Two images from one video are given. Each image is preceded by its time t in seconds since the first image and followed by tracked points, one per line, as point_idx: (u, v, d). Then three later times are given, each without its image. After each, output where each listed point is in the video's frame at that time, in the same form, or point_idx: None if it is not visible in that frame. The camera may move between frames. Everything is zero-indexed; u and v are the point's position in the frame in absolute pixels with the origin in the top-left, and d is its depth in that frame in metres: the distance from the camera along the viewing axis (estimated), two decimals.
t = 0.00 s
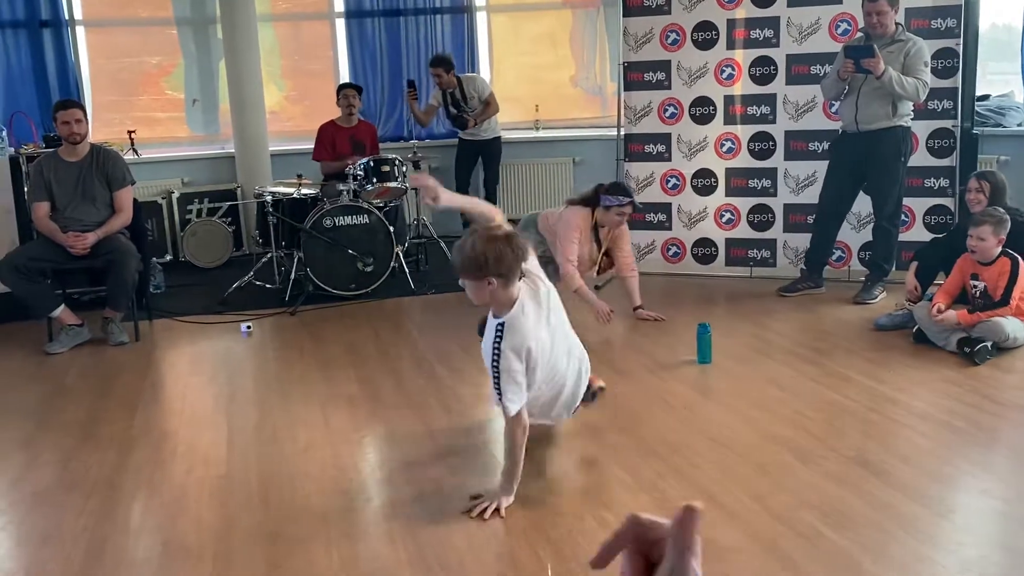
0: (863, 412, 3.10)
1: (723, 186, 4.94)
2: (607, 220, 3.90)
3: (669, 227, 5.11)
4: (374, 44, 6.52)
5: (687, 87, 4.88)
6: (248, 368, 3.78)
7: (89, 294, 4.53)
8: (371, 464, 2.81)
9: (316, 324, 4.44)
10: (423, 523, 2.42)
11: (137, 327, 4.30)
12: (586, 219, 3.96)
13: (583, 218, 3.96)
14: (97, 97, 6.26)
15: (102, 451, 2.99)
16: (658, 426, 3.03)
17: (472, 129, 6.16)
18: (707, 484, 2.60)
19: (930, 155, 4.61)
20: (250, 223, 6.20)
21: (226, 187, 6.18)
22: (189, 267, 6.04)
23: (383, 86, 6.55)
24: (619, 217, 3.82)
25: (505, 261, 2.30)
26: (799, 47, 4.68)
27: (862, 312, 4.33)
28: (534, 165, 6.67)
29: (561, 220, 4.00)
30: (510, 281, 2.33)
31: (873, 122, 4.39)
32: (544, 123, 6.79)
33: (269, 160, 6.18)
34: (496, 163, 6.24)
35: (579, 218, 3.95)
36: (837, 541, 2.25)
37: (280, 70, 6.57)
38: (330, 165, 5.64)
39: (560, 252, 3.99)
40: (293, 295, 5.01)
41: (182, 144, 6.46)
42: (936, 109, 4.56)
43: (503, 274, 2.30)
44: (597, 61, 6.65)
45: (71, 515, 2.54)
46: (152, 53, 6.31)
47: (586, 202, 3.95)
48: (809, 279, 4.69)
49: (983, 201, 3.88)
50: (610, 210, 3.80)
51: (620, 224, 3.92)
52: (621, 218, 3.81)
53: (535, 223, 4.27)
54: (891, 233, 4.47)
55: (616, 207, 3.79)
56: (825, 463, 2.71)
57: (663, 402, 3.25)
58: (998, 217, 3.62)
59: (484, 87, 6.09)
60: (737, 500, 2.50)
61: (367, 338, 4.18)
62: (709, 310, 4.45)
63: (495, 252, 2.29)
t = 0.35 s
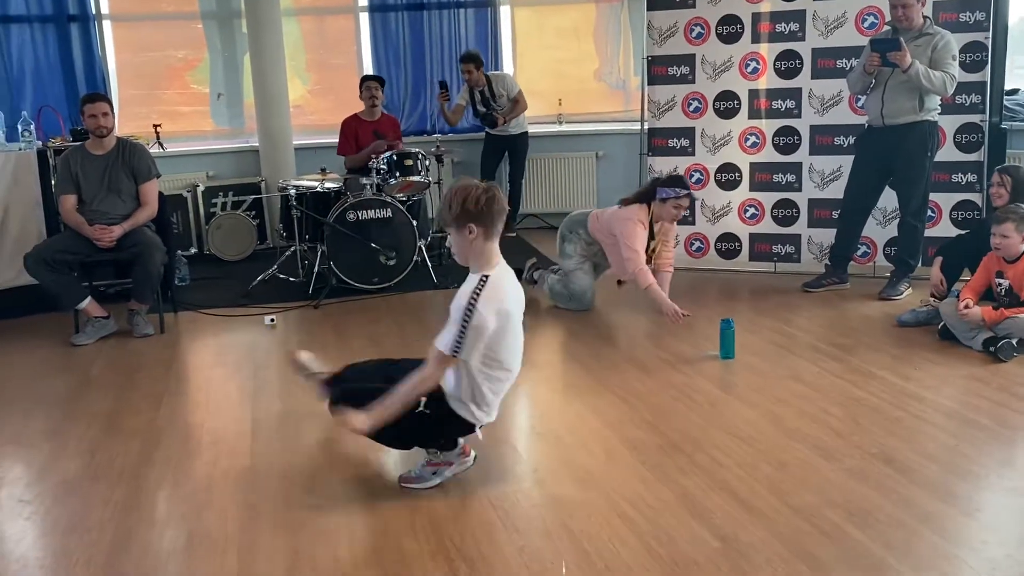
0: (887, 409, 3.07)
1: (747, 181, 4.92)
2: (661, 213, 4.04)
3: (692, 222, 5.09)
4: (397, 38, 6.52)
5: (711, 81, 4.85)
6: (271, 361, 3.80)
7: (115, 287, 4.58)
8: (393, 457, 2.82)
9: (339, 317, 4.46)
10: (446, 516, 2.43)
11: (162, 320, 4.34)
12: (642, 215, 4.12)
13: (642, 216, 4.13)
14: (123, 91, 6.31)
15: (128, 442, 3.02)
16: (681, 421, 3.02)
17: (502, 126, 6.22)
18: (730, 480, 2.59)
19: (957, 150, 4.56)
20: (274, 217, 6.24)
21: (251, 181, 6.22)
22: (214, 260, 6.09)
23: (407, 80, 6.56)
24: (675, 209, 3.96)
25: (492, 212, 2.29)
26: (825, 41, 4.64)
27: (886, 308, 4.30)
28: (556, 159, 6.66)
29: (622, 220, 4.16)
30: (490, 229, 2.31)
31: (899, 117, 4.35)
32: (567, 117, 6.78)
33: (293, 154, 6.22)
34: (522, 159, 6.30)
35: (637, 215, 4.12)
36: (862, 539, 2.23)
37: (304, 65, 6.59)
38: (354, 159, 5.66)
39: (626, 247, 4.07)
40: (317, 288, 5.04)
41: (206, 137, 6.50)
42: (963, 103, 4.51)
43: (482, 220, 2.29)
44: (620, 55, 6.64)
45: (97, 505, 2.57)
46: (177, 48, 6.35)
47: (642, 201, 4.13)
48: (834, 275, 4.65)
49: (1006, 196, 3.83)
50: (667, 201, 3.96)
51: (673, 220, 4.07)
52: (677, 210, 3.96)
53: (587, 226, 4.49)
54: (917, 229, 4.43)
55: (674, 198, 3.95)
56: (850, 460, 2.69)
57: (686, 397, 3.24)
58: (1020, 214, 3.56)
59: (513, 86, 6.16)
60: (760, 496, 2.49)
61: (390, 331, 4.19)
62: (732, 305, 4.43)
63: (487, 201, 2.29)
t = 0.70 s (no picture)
0: (917, 405, 3.04)
1: (777, 174, 4.87)
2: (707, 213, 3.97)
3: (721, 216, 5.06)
4: (426, 30, 6.53)
5: (741, 73, 4.81)
6: (299, 352, 3.83)
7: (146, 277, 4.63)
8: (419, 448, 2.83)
9: (367, 309, 4.48)
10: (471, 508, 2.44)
11: (192, 311, 4.38)
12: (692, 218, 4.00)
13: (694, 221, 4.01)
14: (154, 83, 6.37)
15: (158, 432, 3.05)
16: (708, 416, 3.01)
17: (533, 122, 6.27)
18: (757, 475, 2.57)
19: (991, 143, 4.49)
20: (302, 208, 6.27)
21: (279, 173, 6.25)
22: (243, 251, 6.13)
23: (434, 72, 6.57)
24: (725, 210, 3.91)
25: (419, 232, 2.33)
26: (857, 32, 4.59)
27: (918, 302, 4.24)
28: (584, 152, 6.64)
29: (669, 223, 4.04)
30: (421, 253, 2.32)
31: (932, 109, 4.29)
32: (595, 110, 6.75)
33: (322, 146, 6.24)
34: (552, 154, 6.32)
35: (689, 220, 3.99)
36: (890, 535, 2.21)
37: (333, 57, 6.61)
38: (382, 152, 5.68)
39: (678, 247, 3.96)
40: (345, 280, 5.06)
41: (236, 129, 6.55)
42: (998, 95, 4.44)
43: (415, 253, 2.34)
44: (649, 47, 6.59)
45: (127, 494, 2.60)
46: (208, 40, 6.39)
47: (689, 202, 4.04)
48: (864, 269, 4.60)
49: None
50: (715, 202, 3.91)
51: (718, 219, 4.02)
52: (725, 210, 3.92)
53: (626, 227, 4.37)
54: (950, 223, 4.37)
55: (722, 198, 3.89)
56: (879, 455, 2.66)
57: (713, 391, 3.22)
58: None
59: (547, 82, 6.19)
60: (787, 491, 2.47)
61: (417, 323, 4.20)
62: (760, 299, 4.40)
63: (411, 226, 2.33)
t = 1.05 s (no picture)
0: (956, 399, 3.00)
1: (816, 165, 4.83)
2: (748, 211, 3.95)
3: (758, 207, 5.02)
4: (462, 21, 6.52)
5: (779, 63, 4.77)
6: (336, 341, 3.87)
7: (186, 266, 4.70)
8: (455, 438, 2.86)
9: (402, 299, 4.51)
10: (505, 496, 2.46)
11: (231, 299, 4.44)
12: (732, 215, 3.97)
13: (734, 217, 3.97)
14: (194, 75, 6.44)
15: (198, 418, 3.11)
16: (743, 408, 3.00)
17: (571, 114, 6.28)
18: (791, 467, 2.57)
19: None
20: (339, 199, 6.33)
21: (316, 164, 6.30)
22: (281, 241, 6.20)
23: (470, 63, 6.57)
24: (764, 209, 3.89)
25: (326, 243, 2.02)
26: (898, 21, 4.52)
27: (957, 296, 4.19)
28: (620, 143, 6.61)
29: (708, 220, 4.01)
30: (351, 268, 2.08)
31: (975, 99, 4.22)
32: (632, 100, 6.73)
33: (358, 137, 6.29)
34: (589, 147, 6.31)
35: (729, 217, 3.95)
36: (926, 529, 2.20)
37: (370, 48, 6.63)
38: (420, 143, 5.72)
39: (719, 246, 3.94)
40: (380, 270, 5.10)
41: (275, 120, 6.62)
42: None
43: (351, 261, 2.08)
44: (686, 36, 6.56)
45: (169, 478, 2.66)
46: (247, 32, 6.45)
47: (728, 201, 4.01)
48: (904, 262, 4.55)
49: None
50: (755, 201, 3.87)
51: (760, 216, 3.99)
52: (765, 209, 3.89)
53: (661, 221, 4.34)
54: (992, 215, 4.30)
55: (762, 198, 3.86)
56: (916, 449, 2.64)
57: (748, 383, 3.22)
58: None
59: (588, 76, 6.18)
60: (823, 484, 2.46)
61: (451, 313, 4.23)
62: (797, 292, 4.37)
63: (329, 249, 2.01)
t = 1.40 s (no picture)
0: (1007, 393, 2.95)
1: (863, 154, 4.75)
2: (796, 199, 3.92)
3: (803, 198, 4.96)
4: (505, 10, 6.53)
5: (826, 51, 4.70)
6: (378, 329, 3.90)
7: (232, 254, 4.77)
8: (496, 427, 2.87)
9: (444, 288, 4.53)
10: (547, 486, 2.47)
11: (276, 287, 4.50)
12: (780, 204, 3.95)
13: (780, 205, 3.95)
14: (240, 64, 6.52)
15: (244, 403, 3.16)
16: (787, 400, 2.98)
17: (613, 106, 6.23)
18: (836, 460, 2.54)
19: None
20: (381, 188, 6.37)
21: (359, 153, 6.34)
22: (324, 230, 6.26)
23: (513, 52, 6.57)
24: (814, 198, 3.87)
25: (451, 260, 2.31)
26: (949, 9, 4.45)
27: (1008, 289, 4.11)
28: (663, 132, 6.57)
29: (754, 206, 3.99)
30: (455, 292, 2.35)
31: None
32: (675, 89, 6.67)
33: (401, 127, 6.32)
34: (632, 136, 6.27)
35: (775, 205, 3.93)
36: (974, 524, 2.17)
37: (414, 38, 6.65)
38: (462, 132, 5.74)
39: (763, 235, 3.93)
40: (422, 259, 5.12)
41: (319, 110, 6.66)
42: None
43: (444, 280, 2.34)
44: (732, 24, 6.50)
45: (216, 462, 2.71)
46: (291, 22, 6.51)
47: (776, 187, 3.97)
48: (952, 253, 4.47)
49: None
50: (805, 189, 3.85)
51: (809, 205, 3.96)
52: (815, 197, 3.87)
53: (706, 210, 4.30)
54: None
55: (812, 185, 3.84)
56: (964, 444, 2.60)
57: (792, 375, 3.19)
58: None
59: (634, 69, 6.11)
60: (868, 478, 2.43)
61: (493, 302, 4.24)
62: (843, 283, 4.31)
63: (458, 258, 2.32)
